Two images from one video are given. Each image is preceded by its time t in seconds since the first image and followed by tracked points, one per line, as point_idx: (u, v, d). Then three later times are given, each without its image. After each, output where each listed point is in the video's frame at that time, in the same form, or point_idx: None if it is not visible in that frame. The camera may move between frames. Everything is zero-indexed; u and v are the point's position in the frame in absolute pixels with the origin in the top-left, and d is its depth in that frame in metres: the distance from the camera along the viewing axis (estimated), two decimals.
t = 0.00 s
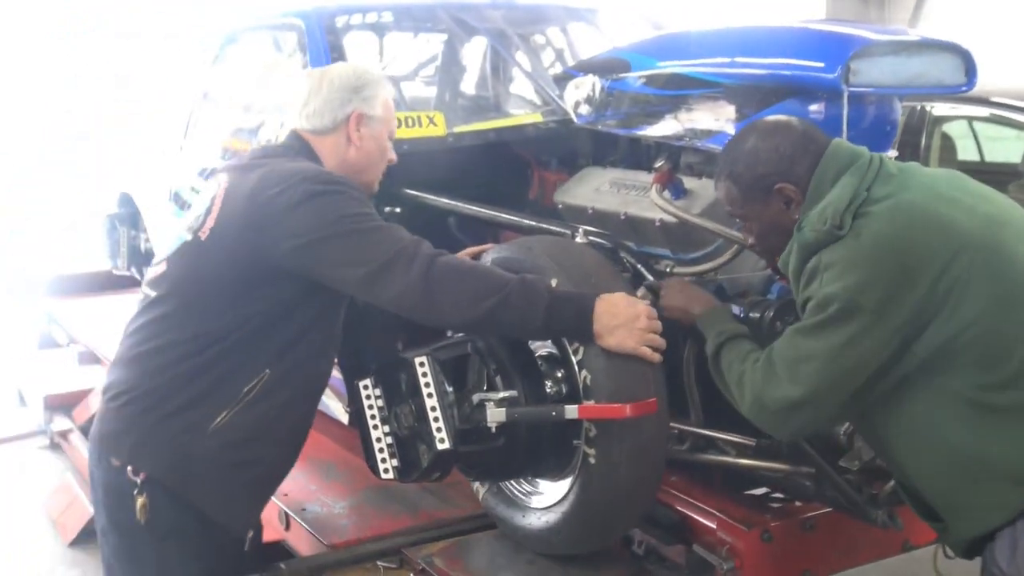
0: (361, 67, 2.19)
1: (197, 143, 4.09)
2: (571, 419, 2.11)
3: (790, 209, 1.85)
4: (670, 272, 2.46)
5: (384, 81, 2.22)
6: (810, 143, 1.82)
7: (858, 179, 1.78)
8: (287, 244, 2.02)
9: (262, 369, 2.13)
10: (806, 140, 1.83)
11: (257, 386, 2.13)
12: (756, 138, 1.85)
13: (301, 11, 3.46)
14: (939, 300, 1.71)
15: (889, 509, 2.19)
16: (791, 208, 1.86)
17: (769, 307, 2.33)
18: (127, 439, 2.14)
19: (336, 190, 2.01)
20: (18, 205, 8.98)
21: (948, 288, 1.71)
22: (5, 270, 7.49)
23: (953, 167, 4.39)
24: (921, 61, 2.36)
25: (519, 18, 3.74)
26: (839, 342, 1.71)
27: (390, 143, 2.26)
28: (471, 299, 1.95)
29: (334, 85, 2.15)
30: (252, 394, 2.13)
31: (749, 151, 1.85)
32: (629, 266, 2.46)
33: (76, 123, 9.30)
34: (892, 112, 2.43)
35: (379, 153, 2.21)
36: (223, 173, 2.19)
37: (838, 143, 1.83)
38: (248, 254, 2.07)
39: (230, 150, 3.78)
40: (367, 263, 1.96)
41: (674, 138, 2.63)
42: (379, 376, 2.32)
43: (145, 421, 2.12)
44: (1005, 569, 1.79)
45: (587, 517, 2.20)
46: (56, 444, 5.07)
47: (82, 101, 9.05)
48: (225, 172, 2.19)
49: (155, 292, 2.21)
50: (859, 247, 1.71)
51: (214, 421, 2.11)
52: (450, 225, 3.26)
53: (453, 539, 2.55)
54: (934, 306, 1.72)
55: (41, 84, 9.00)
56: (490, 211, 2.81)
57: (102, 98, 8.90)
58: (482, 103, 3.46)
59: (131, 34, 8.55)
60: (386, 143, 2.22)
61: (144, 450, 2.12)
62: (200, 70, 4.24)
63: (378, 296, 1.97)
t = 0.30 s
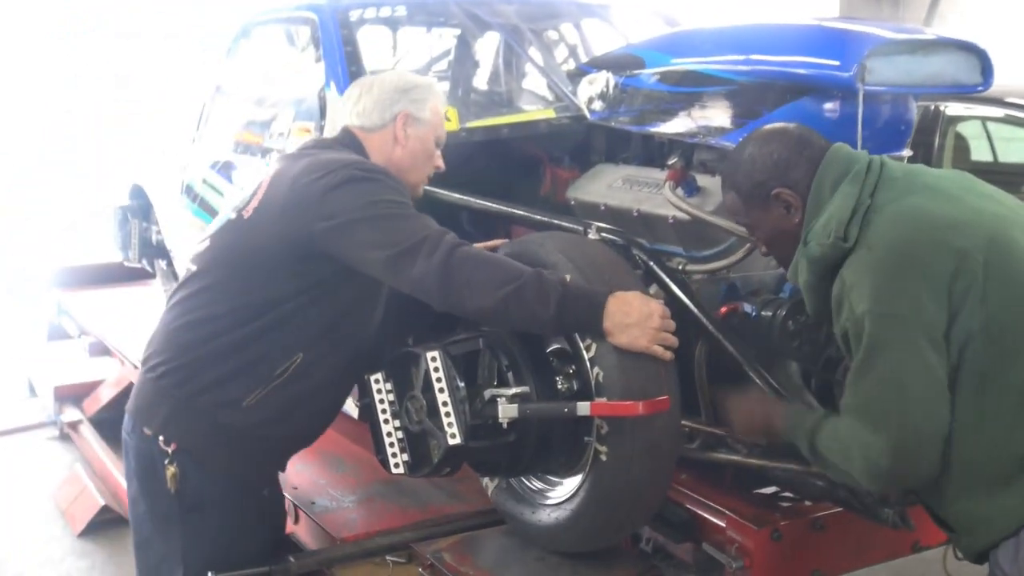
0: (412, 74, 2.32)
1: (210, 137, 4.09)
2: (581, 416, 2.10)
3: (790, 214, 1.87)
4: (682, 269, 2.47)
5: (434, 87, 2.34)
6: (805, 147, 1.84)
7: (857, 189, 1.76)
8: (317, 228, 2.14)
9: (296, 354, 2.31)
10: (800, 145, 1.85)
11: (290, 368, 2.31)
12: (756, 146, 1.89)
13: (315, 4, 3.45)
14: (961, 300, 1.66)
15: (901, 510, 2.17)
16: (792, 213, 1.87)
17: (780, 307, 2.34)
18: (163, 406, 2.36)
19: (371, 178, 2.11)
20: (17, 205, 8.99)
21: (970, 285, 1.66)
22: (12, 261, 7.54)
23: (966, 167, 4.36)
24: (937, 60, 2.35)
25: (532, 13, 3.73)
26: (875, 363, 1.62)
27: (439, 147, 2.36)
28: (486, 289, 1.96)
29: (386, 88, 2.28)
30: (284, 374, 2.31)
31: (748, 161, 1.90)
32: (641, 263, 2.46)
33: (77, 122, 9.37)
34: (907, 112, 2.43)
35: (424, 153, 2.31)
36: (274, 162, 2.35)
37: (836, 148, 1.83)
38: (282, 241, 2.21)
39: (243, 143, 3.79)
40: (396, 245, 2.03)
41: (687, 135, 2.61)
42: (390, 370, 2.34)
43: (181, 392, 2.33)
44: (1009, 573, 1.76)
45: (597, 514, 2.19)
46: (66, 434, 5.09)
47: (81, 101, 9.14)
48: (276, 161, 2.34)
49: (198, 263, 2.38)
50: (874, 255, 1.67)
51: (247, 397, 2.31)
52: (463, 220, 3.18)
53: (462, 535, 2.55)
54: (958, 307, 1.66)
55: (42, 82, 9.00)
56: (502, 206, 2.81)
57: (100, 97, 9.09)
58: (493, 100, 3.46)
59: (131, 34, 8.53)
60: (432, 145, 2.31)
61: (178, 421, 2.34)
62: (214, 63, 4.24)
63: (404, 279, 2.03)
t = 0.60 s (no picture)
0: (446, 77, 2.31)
1: (224, 128, 4.09)
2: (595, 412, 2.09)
3: (800, 216, 1.86)
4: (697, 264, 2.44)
5: (467, 90, 2.33)
6: (816, 149, 1.83)
7: (874, 191, 1.74)
8: (343, 215, 2.16)
9: (320, 347, 2.34)
10: (811, 145, 1.84)
11: (317, 359, 2.34)
12: (769, 145, 1.88)
13: None
14: (984, 300, 1.65)
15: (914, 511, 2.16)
16: (802, 216, 1.87)
17: (795, 304, 2.32)
18: (185, 392, 2.37)
19: (399, 168, 2.13)
20: (18, 205, 9.00)
21: (992, 285, 1.65)
22: (16, 257, 7.55)
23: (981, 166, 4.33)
24: (957, 58, 2.33)
25: (547, 7, 3.72)
26: (902, 367, 1.61)
27: (471, 149, 2.34)
28: (503, 281, 1.96)
29: (418, 87, 2.28)
30: (309, 366, 2.34)
31: (760, 158, 1.89)
32: (655, 259, 2.44)
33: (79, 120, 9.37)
34: (925, 109, 2.42)
35: (454, 152, 2.29)
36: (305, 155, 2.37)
37: (851, 149, 1.81)
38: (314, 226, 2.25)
39: (257, 135, 3.79)
40: (416, 236, 2.05)
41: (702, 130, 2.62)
42: (402, 363, 2.37)
43: (204, 378, 2.34)
44: None
45: (609, 509, 2.19)
46: (76, 423, 5.11)
47: (86, 98, 9.15)
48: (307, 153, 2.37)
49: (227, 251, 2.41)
50: (897, 258, 1.66)
51: (271, 386, 2.34)
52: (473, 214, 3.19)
53: (471, 530, 2.55)
54: (982, 307, 1.65)
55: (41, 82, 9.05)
56: (516, 201, 2.80)
57: (101, 93, 9.19)
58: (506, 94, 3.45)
59: (131, 34, 8.56)
60: (463, 145, 2.30)
61: (201, 408, 2.35)
62: (228, 54, 4.24)
63: (423, 271, 2.04)
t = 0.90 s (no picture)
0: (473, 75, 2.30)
1: (238, 117, 4.09)
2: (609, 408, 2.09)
3: (818, 204, 1.85)
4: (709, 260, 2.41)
5: (494, 88, 2.31)
6: (837, 137, 1.82)
7: (891, 181, 1.74)
8: (359, 209, 2.17)
9: (336, 341, 2.34)
10: (833, 134, 1.83)
11: (329, 355, 2.35)
12: (789, 135, 1.87)
13: None
14: (999, 296, 1.64)
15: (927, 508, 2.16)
16: (820, 204, 1.85)
17: (808, 300, 2.30)
18: (199, 382, 2.38)
19: (416, 163, 2.13)
20: (17, 205, 8.69)
21: (1007, 281, 1.64)
22: (16, 257, 7.38)
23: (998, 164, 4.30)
24: (975, 55, 2.30)
25: None
26: (912, 359, 1.60)
27: (498, 149, 2.33)
28: (518, 278, 1.96)
29: (442, 85, 2.28)
30: (323, 361, 2.35)
31: (781, 148, 1.88)
32: (668, 253, 2.45)
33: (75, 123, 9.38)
34: (943, 106, 2.36)
35: (477, 150, 2.28)
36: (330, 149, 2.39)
37: (870, 140, 1.81)
38: (333, 219, 2.26)
39: (270, 124, 3.79)
40: (431, 233, 2.04)
41: (718, 125, 2.58)
42: (415, 355, 2.35)
43: (218, 370, 2.36)
44: None
45: (622, 504, 2.18)
46: (87, 411, 5.12)
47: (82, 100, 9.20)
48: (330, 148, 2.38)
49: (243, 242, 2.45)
50: (911, 251, 1.65)
51: (285, 378, 2.34)
52: (487, 205, 3.17)
53: (481, 522, 2.55)
54: (996, 303, 1.64)
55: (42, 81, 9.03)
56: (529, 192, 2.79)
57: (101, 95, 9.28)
58: (522, 86, 3.45)
59: (131, 34, 8.85)
60: (487, 143, 2.28)
61: (216, 399, 2.37)
62: (243, 44, 4.24)
63: (440, 269, 2.04)
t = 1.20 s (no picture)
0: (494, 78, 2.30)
1: (249, 110, 4.10)
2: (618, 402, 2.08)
3: (837, 196, 1.84)
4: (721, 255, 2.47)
5: (515, 92, 2.31)
6: (856, 129, 1.81)
7: (906, 178, 1.73)
8: (373, 204, 2.18)
9: (347, 338, 2.35)
10: (852, 126, 1.82)
11: (339, 354, 2.35)
12: (804, 126, 1.87)
13: None
14: (1007, 301, 1.64)
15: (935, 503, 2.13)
16: (839, 196, 1.84)
17: (818, 296, 2.29)
18: (210, 375, 2.39)
19: (429, 157, 2.13)
20: (16, 205, 8.93)
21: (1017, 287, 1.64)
22: (15, 258, 7.32)
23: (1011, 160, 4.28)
24: (986, 49, 2.34)
25: None
26: (914, 359, 1.60)
27: (516, 151, 2.32)
28: (528, 273, 1.95)
29: (463, 86, 2.28)
30: (333, 355, 2.35)
31: (797, 139, 1.87)
32: (678, 248, 2.42)
33: (76, 123, 9.36)
34: (956, 101, 2.26)
35: (495, 152, 2.27)
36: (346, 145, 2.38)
37: (887, 134, 1.80)
38: (349, 213, 2.26)
39: (280, 117, 3.79)
40: (443, 230, 2.04)
41: (730, 120, 2.56)
42: (424, 348, 2.35)
43: (228, 363, 2.36)
44: None
45: (630, 498, 2.18)
46: (96, 403, 5.14)
47: (82, 99, 9.20)
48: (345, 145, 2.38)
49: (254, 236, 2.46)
50: (921, 249, 1.65)
51: (295, 376, 2.35)
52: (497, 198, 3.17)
53: (489, 516, 2.55)
54: (1004, 308, 1.65)
55: (39, 85, 9.01)
56: (539, 186, 2.79)
57: (99, 98, 9.30)
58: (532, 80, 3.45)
59: (131, 34, 8.83)
60: (505, 146, 2.28)
61: (226, 392, 2.37)
62: (254, 38, 4.25)
63: (450, 263, 2.04)
